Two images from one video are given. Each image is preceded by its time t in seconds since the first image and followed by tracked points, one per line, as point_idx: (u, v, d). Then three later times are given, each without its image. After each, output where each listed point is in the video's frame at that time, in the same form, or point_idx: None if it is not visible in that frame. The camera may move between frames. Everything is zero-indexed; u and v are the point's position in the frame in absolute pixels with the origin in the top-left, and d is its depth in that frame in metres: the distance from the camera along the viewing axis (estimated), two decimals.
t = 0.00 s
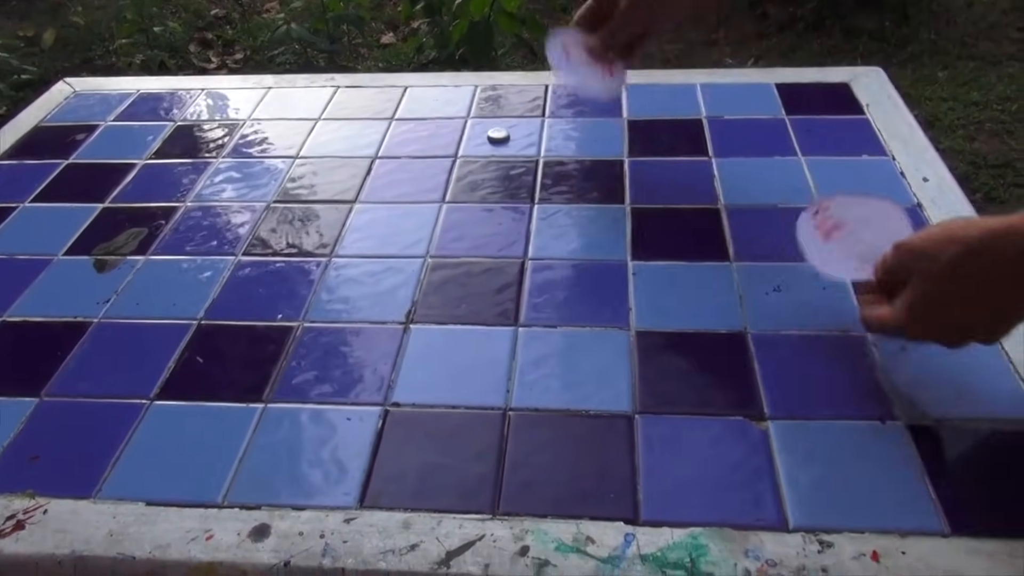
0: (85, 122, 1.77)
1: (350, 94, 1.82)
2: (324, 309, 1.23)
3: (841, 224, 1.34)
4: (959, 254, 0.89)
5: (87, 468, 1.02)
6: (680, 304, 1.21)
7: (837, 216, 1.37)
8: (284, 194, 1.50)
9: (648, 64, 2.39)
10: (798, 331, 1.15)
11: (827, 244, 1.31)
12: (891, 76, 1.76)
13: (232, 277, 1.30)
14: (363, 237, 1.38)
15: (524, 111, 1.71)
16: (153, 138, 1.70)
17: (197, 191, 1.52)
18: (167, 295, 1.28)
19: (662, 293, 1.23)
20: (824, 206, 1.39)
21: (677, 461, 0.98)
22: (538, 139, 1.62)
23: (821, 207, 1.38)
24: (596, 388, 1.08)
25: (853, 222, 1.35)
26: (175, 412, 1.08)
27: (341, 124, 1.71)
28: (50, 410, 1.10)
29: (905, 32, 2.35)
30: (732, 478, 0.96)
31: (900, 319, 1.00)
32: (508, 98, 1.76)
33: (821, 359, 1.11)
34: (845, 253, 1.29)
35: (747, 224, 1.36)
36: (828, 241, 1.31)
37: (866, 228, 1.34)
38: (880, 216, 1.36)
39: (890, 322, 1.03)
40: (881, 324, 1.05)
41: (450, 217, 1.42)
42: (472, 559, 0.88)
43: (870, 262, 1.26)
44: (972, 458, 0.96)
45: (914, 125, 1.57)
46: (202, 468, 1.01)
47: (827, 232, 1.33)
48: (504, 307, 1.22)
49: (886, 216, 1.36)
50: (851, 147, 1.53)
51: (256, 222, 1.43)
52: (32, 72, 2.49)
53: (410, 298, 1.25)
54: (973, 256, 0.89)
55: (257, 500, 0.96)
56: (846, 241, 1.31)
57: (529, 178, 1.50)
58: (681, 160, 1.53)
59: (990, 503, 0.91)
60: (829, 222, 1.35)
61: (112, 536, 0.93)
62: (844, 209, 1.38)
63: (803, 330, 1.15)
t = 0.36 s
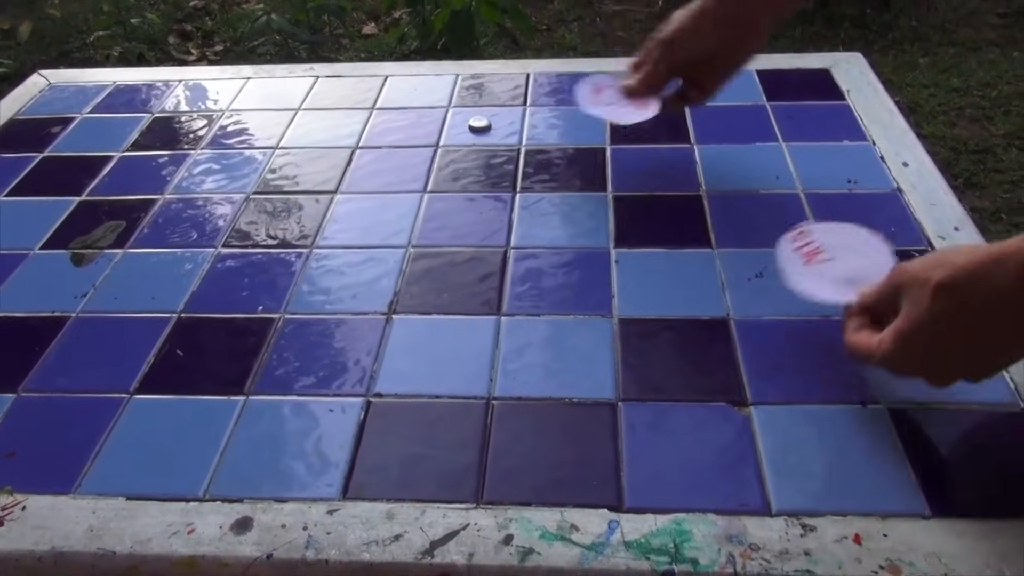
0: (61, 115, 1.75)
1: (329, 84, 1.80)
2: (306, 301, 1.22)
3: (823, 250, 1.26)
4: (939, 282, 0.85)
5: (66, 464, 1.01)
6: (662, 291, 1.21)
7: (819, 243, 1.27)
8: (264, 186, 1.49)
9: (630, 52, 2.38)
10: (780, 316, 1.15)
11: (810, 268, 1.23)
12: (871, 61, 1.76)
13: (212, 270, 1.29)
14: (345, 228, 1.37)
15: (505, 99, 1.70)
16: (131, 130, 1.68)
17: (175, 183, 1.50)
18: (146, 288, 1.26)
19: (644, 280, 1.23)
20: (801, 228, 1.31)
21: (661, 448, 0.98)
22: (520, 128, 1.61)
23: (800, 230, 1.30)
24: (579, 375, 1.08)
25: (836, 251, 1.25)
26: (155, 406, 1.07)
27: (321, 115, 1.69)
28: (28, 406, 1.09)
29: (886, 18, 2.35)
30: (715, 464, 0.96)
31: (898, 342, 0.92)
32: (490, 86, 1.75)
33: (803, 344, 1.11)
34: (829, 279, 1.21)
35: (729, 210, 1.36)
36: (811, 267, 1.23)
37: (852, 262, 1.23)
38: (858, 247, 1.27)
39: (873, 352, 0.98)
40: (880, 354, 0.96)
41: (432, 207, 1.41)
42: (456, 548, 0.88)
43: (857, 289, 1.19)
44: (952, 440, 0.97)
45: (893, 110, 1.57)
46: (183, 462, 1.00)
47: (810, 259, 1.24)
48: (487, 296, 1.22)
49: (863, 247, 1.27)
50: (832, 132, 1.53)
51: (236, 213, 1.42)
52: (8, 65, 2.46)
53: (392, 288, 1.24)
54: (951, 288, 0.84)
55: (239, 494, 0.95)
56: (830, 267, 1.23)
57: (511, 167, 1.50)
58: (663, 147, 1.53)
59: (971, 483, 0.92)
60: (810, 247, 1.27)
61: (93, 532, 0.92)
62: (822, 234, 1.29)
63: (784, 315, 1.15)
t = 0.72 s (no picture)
0: (55, 113, 1.73)
1: (325, 80, 1.79)
2: (303, 299, 1.21)
3: (889, 203, 1.28)
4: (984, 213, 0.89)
5: (62, 467, 1.00)
6: (663, 285, 1.20)
7: (887, 195, 1.29)
8: (259, 183, 1.47)
9: (628, 44, 2.37)
10: (781, 309, 1.14)
11: (870, 223, 1.26)
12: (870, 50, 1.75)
13: (208, 269, 1.28)
14: (341, 225, 1.36)
15: (501, 93, 1.69)
16: (124, 128, 1.66)
17: (170, 181, 1.49)
18: (141, 288, 1.25)
19: (644, 275, 1.22)
20: (872, 185, 1.33)
21: (663, 445, 0.97)
22: (517, 122, 1.60)
23: (869, 187, 1.32)
24: (580, 372, 1.07)
25: (903, 201, 1.27)
26: (152, 408, 1.06)
27: (316, 110, 1.68)
28: (23, 409, 1.08)
29: (884, 6, 2.34)
30: (718, 459, 0.95)
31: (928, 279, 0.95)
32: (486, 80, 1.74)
33: (806, 337, 1.10)
34: (890, 230, 1.23)
35: (729, 203, 1.35)
36: (874, 220, 1.26)
37: (919, 208, 1.24)
38: (927, 194, 1.26)
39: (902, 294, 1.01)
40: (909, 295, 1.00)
41: (429, 203, 1.40)
42: (457, 548, 0.87)
43: (914, 235, 1.20)
44: (957, 433, 0.96)
45: (892, 100, 1.56)
46: (182, 464, 0.99)
47: (875, 212, 1.28)
48: (486, 293, 1.21)
49: (933, 195, 1.26)
50: (832, 123, 1.52)
51: (232, 211, 1.40)
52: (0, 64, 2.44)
53: (390, 286, 1.23)
54: (996, 218, 0.88)
55: (238, 496, 0.95)
56: (893, 218, 1.25)
57: (508, 161, 1.49)
58: (661, 140, 1.52)
59: (977, 475, 0.91)
60: (876, 202, 1.29)
61: (90, 536, 0.91)
62: (893, 186, 1.30)
63: (786, 308, 1.14)
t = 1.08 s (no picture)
0: (45, 117, 1.72)
1: (316, 80, 1.78)
2: (296, 303, 1.20)
3: (850, 221, 1.23)
4: (959, 228, 0.88)
5: (55, 476, 0.99)
6: (658, 284, 1.19)
7: (846, 214, 1.25)
8: (251, 186, 1.46)
9: (620, 40, 2.36)
10: (777, 306, 1.14)
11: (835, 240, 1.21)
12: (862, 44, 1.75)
13: (200, 273, 1.27)
14: (334, 227, 1.35)
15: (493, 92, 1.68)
16: (115, 132, 1.65)
17: (161, 185, 1.48)
18: (133, 294, 1.24)
19: (639, 274, 1.21)
20: (828, 203, 1.28)
21: (660, 446, 0.97)
22: (509, 120, 1.59)
23: (827, 205, 1.27)
24: (575, 373, 1.07)
25: (863, 221, 1.23)
26: (145, 415, 1.05)
27: (308, 112, 1.67)
28: (16, 418, 1.07)
29: None
30: (715, 459, 0.95)
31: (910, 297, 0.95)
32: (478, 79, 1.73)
33: (803, 335, 1.10)
34: (855, 248, 1.18)
35: (724, 200, 1.34)
36: (838, 238, 1.21)
37: (881, 228, 1.20)
38: (886, 214, 1.23)
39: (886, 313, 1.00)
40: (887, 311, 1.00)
41: (422, 204, 1.39)
42: (455, 553, 0.87)
43: (880, 253, 1.15)
44: (956, 430, 0.96)
45: (885, 94, 1.56)
46: (176, 471, 0.98)
47: (837, 230, 1.22)
48: (480, 294, 1.20)
49: (892, 213, 1.22)
50: (826, 118, 1.52)
51: (224, 215, 1.39)
52: None
53: (384, 288, 1.22)
54: (970, 232, 0.87)
55: (233, 503, 0.94)
56: (855, 237, 1.20)
57: (502, 161, 1.48)
58: (654, 137, 1.51)
59: (976, 471, 0.91)
60: (836, 219, 1.24)
61: (84, 546, 0.90)
62: (849, 205, 1.26)
63: (782, 306, 1.14)
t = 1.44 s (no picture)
0: (42, 118, 1.71)
1: (314, 79, 1.76)
2: (299, 304, 1.20)
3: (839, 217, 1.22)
4: (954, 233, 0.93)
5: (58, 481, 0.98)
6: (662, 283, 1.19)
7: (834, 210, 1.24)
8: (251, 185, 1.45)
9: (618, 36, 2.35)
10: (783, 305, 1.13)
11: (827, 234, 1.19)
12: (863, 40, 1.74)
13: (201, 274, 1.26)
14: (334, 226, 1.34)
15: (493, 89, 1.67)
16: (113, 132, 1.64)
17: (161, 185, 1.47)
18: (134, 296, 1.24)
19: (644, 273, 1.21)
20: (817, 198, 1.27)
21: (668, 446, 0.96)
22: (510, 118, 1.58)
23: (815, 201, 1.27)
24: (580, 373, 1.06)
25: (853, 216, 1.22)
26: (148, 418, 1.05)
27: (307, 110, 1.66)
28: (17, 422, 1.06)
29: None
30: (723, 459, 0.94)
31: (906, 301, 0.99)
32: (477, 77, 1.72)
33: (809, 334, 1.09)
34: (847, 240, 1.17)
35: (727, 198, 1.33)
36: (829, 232, 1.20)
37: (870, 224, 1.19)
38: (875, 211, 1.22)
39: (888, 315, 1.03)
40: (886, 312, 1.03)
41: (424, 203, 1.39)
42: (462, 556, 0.86)
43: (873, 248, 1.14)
44: (964, 428, 0.95)
45: (888, 90, 1.55)
46: (179, 475, 0.98)
47: (828, 224, 1.21)
48: (484, 294, 1.19)
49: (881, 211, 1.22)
50: (828, 115, 1.51)
51: (224, 215, 1.39)
52: None
53: (386, 289, 1.21)
54: (967, 237, 0.92)
55: (238, 506, 0.93)
56: (847, 231, 1.19)
57: (503, 159, 1.47)
58: (656, 134, 1.50)
59: (985, 470, 0.91)
60: (826, 214, 1.23)
61: (89, 551, 0.89)
62: (839, 202, 1.25)
63: (787, 304, 1.13)
